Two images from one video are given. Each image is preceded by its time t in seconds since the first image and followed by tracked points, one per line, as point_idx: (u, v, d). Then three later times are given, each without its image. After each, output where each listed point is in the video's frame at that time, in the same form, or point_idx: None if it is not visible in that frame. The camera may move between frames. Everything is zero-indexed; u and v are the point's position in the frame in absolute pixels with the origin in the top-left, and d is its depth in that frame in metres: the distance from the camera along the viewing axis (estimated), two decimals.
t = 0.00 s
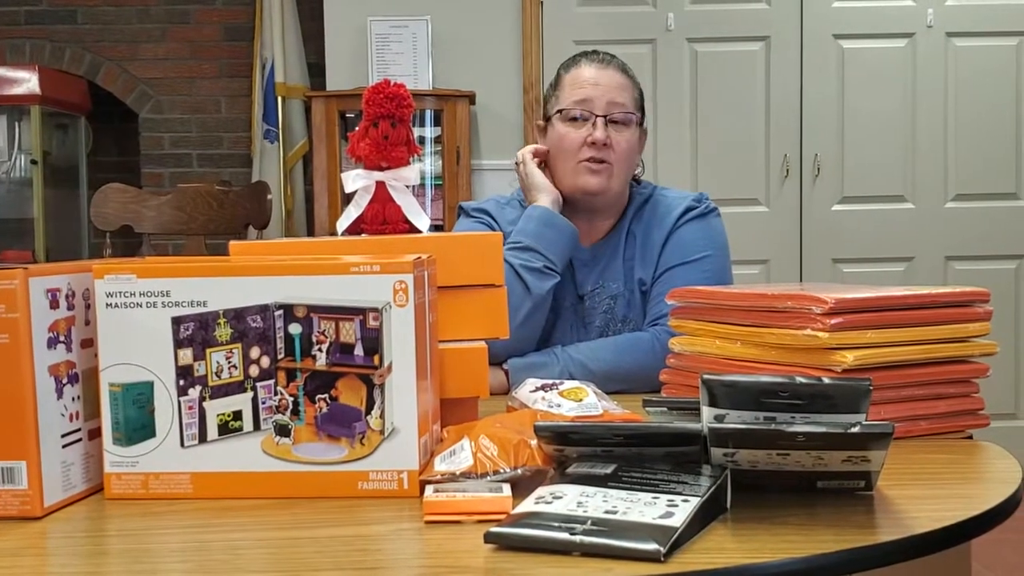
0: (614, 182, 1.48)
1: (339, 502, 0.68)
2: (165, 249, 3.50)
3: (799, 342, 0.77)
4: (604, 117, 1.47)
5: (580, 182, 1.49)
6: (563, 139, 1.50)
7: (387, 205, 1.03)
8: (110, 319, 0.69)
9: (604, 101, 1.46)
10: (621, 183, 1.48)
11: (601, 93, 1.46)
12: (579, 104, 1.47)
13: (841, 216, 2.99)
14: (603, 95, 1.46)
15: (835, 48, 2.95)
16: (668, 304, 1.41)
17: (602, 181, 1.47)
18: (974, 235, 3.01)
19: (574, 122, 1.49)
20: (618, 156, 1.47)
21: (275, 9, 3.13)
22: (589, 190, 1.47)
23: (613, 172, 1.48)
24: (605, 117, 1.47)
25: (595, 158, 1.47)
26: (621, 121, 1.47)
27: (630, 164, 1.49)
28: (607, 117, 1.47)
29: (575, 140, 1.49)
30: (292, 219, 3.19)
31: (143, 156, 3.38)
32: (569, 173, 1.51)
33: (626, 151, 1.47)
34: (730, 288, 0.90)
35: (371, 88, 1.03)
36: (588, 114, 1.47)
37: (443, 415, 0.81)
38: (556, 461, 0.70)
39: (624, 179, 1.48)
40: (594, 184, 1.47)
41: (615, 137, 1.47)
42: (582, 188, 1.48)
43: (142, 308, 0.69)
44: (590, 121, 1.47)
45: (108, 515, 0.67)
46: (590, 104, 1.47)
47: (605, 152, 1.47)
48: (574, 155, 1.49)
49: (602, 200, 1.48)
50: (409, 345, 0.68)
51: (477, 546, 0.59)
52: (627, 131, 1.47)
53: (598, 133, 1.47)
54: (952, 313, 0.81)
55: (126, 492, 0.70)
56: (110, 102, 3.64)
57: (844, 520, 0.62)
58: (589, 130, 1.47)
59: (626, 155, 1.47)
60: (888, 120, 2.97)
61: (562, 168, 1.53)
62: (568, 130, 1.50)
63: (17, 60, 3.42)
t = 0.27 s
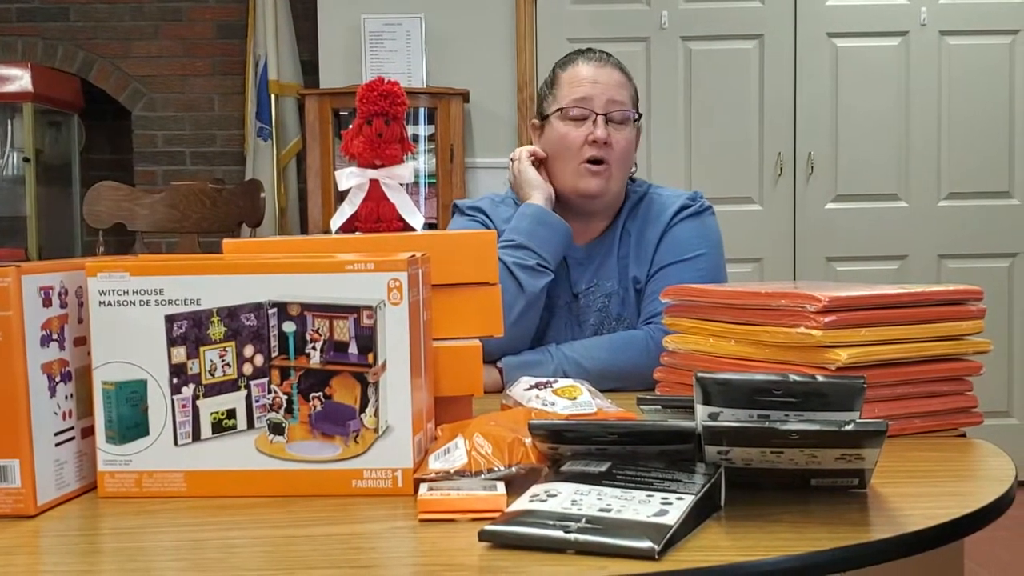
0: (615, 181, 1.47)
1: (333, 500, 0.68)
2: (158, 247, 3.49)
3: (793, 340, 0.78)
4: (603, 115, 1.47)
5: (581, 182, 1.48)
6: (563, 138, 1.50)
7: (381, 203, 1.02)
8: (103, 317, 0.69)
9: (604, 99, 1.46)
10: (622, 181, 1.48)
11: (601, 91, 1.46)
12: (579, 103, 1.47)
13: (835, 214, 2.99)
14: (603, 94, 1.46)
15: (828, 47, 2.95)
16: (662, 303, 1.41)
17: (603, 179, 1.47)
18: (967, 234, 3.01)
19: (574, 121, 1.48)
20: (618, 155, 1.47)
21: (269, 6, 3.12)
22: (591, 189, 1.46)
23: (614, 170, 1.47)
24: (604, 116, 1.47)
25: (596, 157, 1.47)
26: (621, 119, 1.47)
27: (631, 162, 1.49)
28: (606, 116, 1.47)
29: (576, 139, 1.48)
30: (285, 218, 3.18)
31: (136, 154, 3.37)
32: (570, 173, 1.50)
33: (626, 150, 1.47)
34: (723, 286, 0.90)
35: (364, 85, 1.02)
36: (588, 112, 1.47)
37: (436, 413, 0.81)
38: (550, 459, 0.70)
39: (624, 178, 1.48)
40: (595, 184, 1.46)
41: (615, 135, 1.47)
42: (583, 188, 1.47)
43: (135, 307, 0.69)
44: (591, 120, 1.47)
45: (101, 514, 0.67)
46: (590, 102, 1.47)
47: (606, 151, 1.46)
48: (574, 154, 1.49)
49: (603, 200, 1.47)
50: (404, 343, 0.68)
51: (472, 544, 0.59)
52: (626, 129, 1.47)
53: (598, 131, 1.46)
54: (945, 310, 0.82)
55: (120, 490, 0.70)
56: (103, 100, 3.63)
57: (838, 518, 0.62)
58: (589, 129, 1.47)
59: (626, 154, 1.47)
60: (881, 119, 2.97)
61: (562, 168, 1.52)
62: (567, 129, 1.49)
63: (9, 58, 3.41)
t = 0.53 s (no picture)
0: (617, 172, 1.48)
1: (327, 499, 0.68)
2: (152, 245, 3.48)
3: (786, 338, 0.78)
4: (603, 108, 1.49)
5: (585, 174, 1.48)
6: (565, 133, 1.50)
7: (376, 201, 1.02)
8: (97, 316, 0.69)
9: (603, 92, 1.49)
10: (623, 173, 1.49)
11: (599, 85, 1.49)
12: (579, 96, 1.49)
13: (829, 212, 3.00)
14: (602, 87, 1.49)
15: (822, 45, 2.96)
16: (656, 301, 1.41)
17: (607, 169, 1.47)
18: (961, 232, 3.01)
19: (573, 116, 1.50)
20: (620, 147, 1.48)
21: (262, 4, 3.12)
22: (596, 180, 1.46)
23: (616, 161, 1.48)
24: (604, 108, 1.49)
25: (599, 149, 1.47)
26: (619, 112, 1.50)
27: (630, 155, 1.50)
28: (606, 108, 1.49)
29: (578, 133, 1.49)
30: (279, 216, 3.18)
31: (130, 152, 3.36)
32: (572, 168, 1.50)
33: (626, 142, 1.49)
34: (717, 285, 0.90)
35: (359, 83, 1.03)
36: (588, 106, 1.49)
37: (431, 412, 0.82)
38: (545, 457, 0.70)
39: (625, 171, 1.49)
40: (600, 175, 1.46)
41: (615, 127, 1.49)
42: (588, 180, 1.47)
43: (129, 305, 0.69)
44: (591, 113, 1.49)
45: (95, 512, 0.67)
46: (589, 96, 1.49)
47: (608, 143, 1.48)
48: (575, 148, 1.49)
49: (608, 191, 1.47)
50: (398, 341, 0.68)
51: (466, 542, 0.59)
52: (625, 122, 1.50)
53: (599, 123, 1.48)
54: (938, 308, 0.82)
55: (114, 489, 0.70)
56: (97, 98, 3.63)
57: (833, 516, 0.62)
58: (590, 121, 1.49)
59: (627, 146, 1.49)
60: (876, 116, 2.98)
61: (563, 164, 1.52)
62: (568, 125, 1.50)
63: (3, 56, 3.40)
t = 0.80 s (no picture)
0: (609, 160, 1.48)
1: (317, 498, 0.68)
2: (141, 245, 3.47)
3: (777, 338, 0.78)
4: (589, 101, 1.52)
5: (576, 165, 1.48)
6: (554, 128, 1.51)
7: (366, 201, 1.02)
8: (86, 315, 0.69)
9: (587, 85, 1.52)
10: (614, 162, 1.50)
11: (583, 78, 1.52)
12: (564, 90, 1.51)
13: (818, 213, 3.01)
14: (586, 80, 1.52)
15: (812, 46, 2.96)
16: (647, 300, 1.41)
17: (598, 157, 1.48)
18: (950, 233, 3.02)
19: (561, 111, 1.52)
20: (611, 135, 1.49)
21: (253, 3, 3.12)
22: (587, 168, 1.46)
23: (607, 150, 1.49)
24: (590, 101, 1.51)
25: (589, 139, 1.48)
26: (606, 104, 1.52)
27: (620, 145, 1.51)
28: (592, 100, 1.52)
29: (567, 126, 1.50)
30: (269, 215, 3.18)
31: (120, 151, 3.35)
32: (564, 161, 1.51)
33: (617, 131, 1.50)
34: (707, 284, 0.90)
35: (350, 83, 1.03)
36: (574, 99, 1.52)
37: (423, 411, 0.81)
38: (535, 456, 0.69)
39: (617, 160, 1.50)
40: (592, 162, 1.46)
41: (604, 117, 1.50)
42: (580, 168, 1.47)
43: (119, 304, 0.69)
44: (578, 106, 1.51)
45: (84, 512, 0.67)
46: (574, 90, 1.52)
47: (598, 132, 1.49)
48: (564, 142, 1.50)
49: (600, 179, 1.47)
50: (389, 341, 0.68)
51: (456, 542, 0.59)
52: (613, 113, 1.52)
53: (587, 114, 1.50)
54: (927, 308, 0.82)
55: (103, 488, 0.70)
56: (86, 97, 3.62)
57: (823, 516, 0.62)
58: (578, 114, 1.50)
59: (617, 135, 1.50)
60: (865, 117, 2.99)
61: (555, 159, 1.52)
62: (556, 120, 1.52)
63: None
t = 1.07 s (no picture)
0: (589, 193, 1.46)
1: (310, 497, 0.68)
2: (133, 244, 3.46)
3: (770, 338, 0.78)
4: (575, 129, 1.44)
5: (556, 196, 1.47)
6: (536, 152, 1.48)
7: (359, 199, 1.02)
8: (78, 313, 0.69)
9: (574, 114, 1.43)
10: (596, 191, 1.47)
11: (570, 106, 1.43)
12: (548, 119, 1.44)
13: (810, 213, 3.01)
14: (573, 109, 1.43)
15: (805, 47, 2.97)
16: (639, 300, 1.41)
17: (578, 193, 1.46)
18: (943, 233, 3.03)
19: (545, 136, 1.47)
20: (592, 166, 1.45)
21: (246, 2, 3.11)
22: (565, 202, 1.46)
23: (588, 182, 1.46)
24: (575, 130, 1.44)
25: (569, 171, 1.45)
26: (591, 130, 1.45)
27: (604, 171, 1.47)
28: (578, 129, 1.44)
29: (548, 154, 1.47)
30: (262, 214, 3.17)
31: (112, 150, 3.35)
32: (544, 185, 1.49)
33: (599, 160, 1.46)
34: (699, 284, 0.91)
35: (344, 81, 1.03)
36: (558, 127, 1.45)
37: (416, 410, 0.81)
38: (528, 456, 0.69)
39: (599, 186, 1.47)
40: (570, 197, 1.45)
41: (587, 148, 1.45)
42: (557, 201, 1.46)
43: (111, 302, 0.69)
44: (561, 135, 1.45)
45: (76, 510, 0.66)
46: (560, 118, 1.44)
47: (579, 165, 1.45)
48: (546, 169, 1.47)
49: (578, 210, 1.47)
50: (382, 340, 0.68)
51: (449, 541, 0.59)
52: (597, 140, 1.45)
53: (570, 147, 1.44)
54: (920, 308, 0.82)
55: (95, 487, 0.69)
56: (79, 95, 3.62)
57: (816, 516, 0.62)
58: (562, 144, 1.45)
59: (600, 163, 1.46)
60: (858, 118, 2.99)
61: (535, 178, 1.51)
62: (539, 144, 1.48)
63: None
